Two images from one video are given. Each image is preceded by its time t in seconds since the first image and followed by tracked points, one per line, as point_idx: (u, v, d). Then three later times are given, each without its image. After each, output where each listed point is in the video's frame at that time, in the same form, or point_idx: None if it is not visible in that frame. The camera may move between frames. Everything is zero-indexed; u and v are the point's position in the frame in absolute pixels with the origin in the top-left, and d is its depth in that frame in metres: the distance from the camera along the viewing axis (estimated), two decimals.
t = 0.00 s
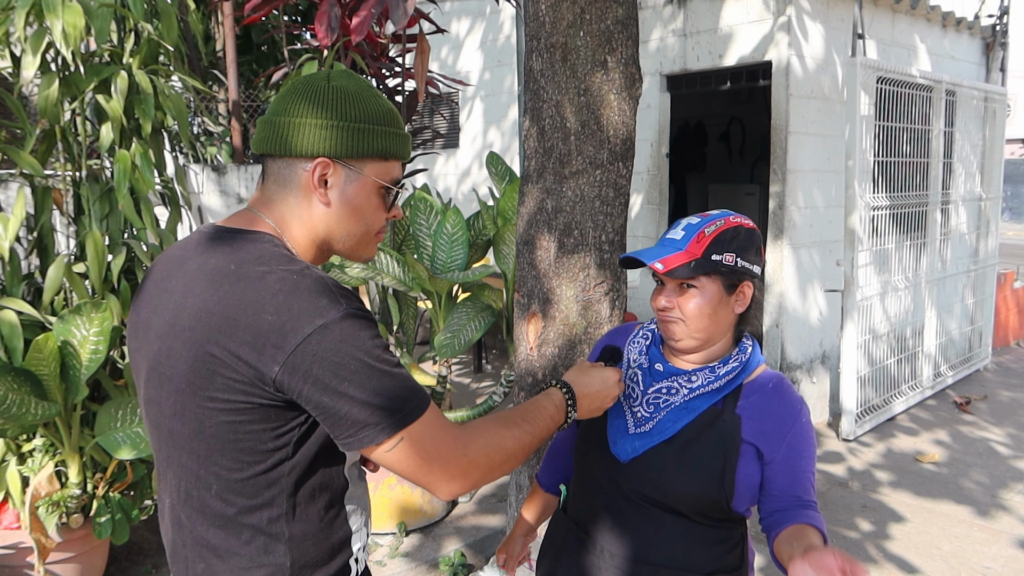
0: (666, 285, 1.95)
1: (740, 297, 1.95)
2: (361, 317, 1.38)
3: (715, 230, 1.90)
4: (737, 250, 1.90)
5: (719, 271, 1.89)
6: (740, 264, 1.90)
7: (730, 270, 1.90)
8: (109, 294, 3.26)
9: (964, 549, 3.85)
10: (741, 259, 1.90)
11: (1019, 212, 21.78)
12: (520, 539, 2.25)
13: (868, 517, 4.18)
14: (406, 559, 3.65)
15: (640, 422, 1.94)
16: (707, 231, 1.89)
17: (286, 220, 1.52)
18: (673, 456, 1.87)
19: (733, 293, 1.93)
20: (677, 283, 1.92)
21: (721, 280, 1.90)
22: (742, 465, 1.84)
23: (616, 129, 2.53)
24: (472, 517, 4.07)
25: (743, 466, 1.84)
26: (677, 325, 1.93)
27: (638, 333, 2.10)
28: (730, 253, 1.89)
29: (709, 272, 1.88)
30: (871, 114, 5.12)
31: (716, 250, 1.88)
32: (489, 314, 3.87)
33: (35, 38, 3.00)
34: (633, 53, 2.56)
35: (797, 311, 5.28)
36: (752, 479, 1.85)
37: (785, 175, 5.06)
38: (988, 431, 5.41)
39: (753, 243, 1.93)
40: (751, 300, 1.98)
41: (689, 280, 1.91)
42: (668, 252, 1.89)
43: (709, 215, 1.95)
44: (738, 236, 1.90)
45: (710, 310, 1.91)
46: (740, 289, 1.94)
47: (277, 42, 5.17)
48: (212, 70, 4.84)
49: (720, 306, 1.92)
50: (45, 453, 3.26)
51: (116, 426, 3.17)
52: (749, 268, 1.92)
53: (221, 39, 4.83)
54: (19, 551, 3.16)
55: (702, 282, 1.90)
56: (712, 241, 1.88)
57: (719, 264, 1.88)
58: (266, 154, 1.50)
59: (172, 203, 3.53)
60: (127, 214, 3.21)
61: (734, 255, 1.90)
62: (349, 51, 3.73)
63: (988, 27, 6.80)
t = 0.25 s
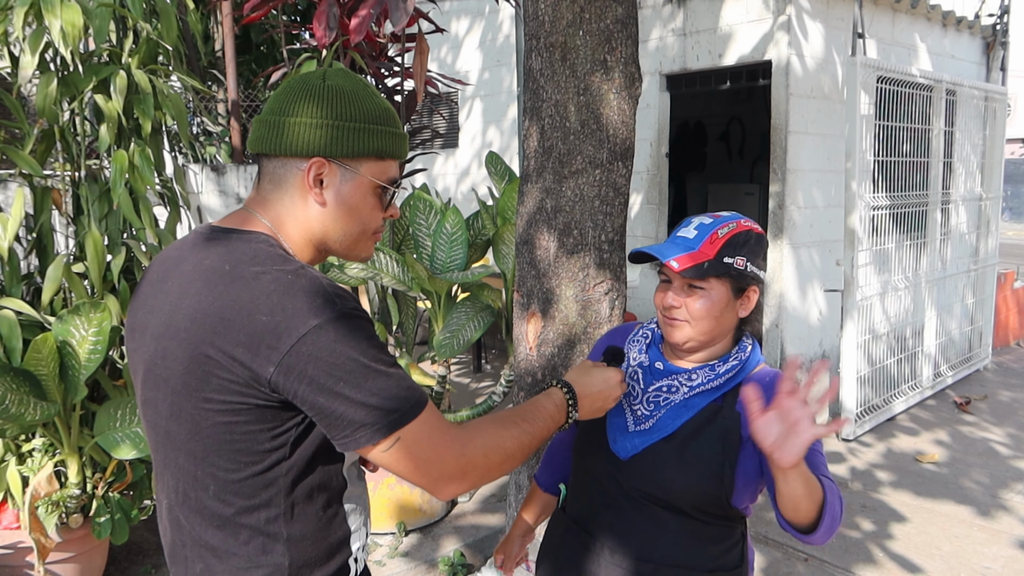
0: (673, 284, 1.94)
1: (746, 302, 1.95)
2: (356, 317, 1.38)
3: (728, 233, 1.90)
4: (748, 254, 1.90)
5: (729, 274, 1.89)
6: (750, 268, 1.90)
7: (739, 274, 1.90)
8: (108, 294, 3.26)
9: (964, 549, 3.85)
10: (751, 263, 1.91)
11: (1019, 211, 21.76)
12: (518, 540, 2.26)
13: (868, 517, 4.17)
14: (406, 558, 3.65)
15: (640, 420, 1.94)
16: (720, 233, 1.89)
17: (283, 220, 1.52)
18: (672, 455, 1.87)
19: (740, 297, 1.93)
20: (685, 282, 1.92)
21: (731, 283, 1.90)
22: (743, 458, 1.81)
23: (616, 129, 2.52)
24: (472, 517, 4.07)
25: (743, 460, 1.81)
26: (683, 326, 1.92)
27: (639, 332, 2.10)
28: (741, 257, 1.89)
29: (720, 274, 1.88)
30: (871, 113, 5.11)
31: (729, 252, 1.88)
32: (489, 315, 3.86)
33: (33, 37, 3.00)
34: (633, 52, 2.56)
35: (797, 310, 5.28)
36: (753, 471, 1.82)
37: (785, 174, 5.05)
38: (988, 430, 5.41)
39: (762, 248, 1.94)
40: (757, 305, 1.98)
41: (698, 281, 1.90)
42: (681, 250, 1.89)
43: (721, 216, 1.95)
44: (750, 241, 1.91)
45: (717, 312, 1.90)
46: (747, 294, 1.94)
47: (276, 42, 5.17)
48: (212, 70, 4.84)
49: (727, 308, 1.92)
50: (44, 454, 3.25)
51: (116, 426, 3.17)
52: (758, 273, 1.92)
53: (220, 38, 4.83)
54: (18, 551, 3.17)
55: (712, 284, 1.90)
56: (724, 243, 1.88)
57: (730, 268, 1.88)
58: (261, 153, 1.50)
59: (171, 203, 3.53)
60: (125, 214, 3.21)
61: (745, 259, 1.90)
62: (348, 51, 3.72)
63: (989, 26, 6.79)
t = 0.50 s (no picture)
0: (660, 275, 1.95)
1: (731, 295, 1.93)
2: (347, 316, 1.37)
3: (714, 226, 1.89)
4: (733, 247, 1.89)
5: (712, 265, 1.88)
6: (734, 260, 1.89)
7: (723, 266, 1.89)
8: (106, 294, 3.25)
9: (963, 548, 3.85)
10: (736, 256, 1.89)
11: (1019, 211, 21.75)
12: (517, 543, 2.24)
13: (868, 516, 4.17)
14: (405, 558, 3.64)
15: (635, 420, 1.93)
16: (705, 226, 1.88)
17: (277, 220, 1.51)
18: (669, 454, 1.86)
19: (725, 289, 1.92)
20: (670, 273, 1.92)
21: (713, 274, 1.90)
22: (737, 459, 1.83)
23: (615, 128, 2.52)
24: (471, 517, 4.06)
25: (738, 459, 1.83)
26: (669, 317, 1.92)
27: (634, 333, 2.10)
28: (726, 249, 1.88)
29: (701, 265, 1.88)
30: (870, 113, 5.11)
31: (711, 244, 1.88)
32: (487, 314, 3.86)
33: (31, 36, 2.99)
34: (631, 51, 2.55)
35: (797, 310, 5.28)
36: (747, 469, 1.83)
37: (784, 173, 5.05)
38: (987, 430, 5.40)
39: (751, 245, 1.92)
40: (744, 300, 1.96)
41: (680, 272, 1.91)
42: (663, 240, 1.90)
43: (710, 213, 1.94)
44: (736, 235, 1.90)
45: (700, 303, 1.90)
46: (732, 286, 1.93)
47: (275, 42, 5.16)
48: (211, 69, 4.83)
49: (710, 300, 1.91)
50: (42, 454, 3.25)
51: (114, 426, 3.17)
52: (743, 267, 1.90)
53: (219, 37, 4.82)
54: (17, 551, 3.16)
55: (694, 275, 1.90)
56: (708, 236, 1.88)
57: (711, 258, 1.87)
58: (255, 153, 1.50)
59: (169, 202, 3.52)
60: (123, 214, 3.20)
61: (729, 251, 1.88)
62: (346, 50, 3.72)
63: (988, 26, 6.79)
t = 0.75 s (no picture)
0: (660, 272, 1.96)
1: (730, 294, 1.93)
2: (344, 316, 1.37)
3: (714, 225, 1.89)
4: (731, 246, 1.89)
5: (709, 263, 1.88)
6: (732, 260, 1.88)
7: (721, 264, 1.89)
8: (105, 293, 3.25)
9: (962, 547, 3.85)
10: (734, 255, 1.88)
11: (1018, 211, 21.76)
12: (523, 539, 2.28)
13: (867, 515, 4.18)
14: (405, 557, 3.64)
15: (634, 422, 1.93)
16: (704, 224, 1.89)
17: (275, 220, 1.51)
18: (668, 456, 1.87)
19: (721, 288, 1.91)
20: (668, 270, 1.94)
21: (711, 273, 1.90)
22: (736, 468, 1.84)
23: (614, 127, 2.52)
24: (470, 516, 4.06)
25: (737, 467, 1.84)
26: (665, 313, 1.93)
27: (634, 333, 2.09)
28: (723, 247, 1.88)
29: (698, 262, 1.88)
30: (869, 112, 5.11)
31: (709, 242, 1.88)
32: (487, 314, 3.86)
33: (30, 36, 2.99)
34: (630, 51, 2.56)
35: (796, 309, 5.28)
36: (746, 481, 1.85)
37: (783, 173, 5.05)
38: (986, 429, 5.41)
39: (755, 244, 1.91)
40: (742, 300, 1.95)
41: (678, 269, 1.92)
42: (662, 237, 1.91)
43: (713, 212, 1.94)
44: (736, 234, 1.89)
45: (696, 302, 1.90)
46: (730, 286, 1.92)
47: (274, 41, 5.16)
48: (210, 69, 4.83)
49: (708, 298, 1.91)
50: (41, 453, 3.25)
51: (113, 425, 3.17)
52: (741, 266, 1.89)
53: (219, 37, 4.82)
54: (16, 551, 3.17)
55: (691, 274, 1.90)
56: (707, 234, 1.89)
57: (708, 256, 1.87)
58: (254, 152, 1.49)
59: (168, 202, 3.52)
60: (123, 213, 3.20)
61: (727, 251, 1.88)
62: (345, 50, 3.72)
63: (987, 25, 6.79)
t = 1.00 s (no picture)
0: (671, 275, 1.95)
1: (741, 298, 1.94)
2: (346, 312, 1.37)
3: (728, 228, 1.90)
4: (745, 251, 1.90)
5: (725, 268, 1.88)
6: (746, 264, 1.89)
7: (736, 269, 1.89)
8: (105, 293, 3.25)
9: (962, 547, 3.85)
10: (749, 260, 1.90)
11: (1018, 210, 21.72)
12: (526, 541, 2.30)
13: (867, 515, 4.17)
14: (405, 557, 3.64)
15: (636, 422, 1.94)
16: (719, 227, 1.89)
17: (276, 217, 1.51)
18: (670, 454, 1.87)
19: (736, 293, 1.92)
20: (682, 274, 1.92)
21: (726, 278, 1.90)
22: (740, 465, 1.84)
23: (615, 127, 2.52)
24: (471, 515, 4.06)
25: (740, 464, 1.84)
26: (676, 315, 1.92)
27: (634, 334, 2.09)
28: (739, 252, 1.89)
29: (715, 267, 1.88)
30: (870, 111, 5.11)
31: (725, 247, 1.88)
32: (487, 314, 3.85)
33: (30, 36, 2.99)
34: (631, 50, 2.55)
35: (796, 308, 5.28)
36: (753, 478, 1.85)
37: (783, 172, 5.05)
38: (986, 428, 5.41)
39: (762, 248, 1.93)
40: (753, 305, 1.97)
41: (693, 273, 1.91)
42: (677, 240, 1.90)
43: (723, 214, 1.95)
44: (750, 237, 1.91)
45: (711, 305, 1.90)
46: (742, 290, 1.93)
47: (274, 41, 5.16)
48: (210, 68, 4.82)
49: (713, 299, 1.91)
50: (42, 453, 3.25)
51: (113, 425, 3.17)
52: (756, 271, 1.91)
53: (218, 36, 4.82)
54: (17, 551, 3.17)
55: (707, 278, 1.90)
56: (722, 237, 1.89)
57: (725, 262, 1.88)
58: (256, 151, 1.49)
59: (168, 202, 3.51)
60: (123, 213, 3.20)
61: (742, 255, 1.89)
62: (345, 49, 3.71)
63: (987, 24, 6.79)
